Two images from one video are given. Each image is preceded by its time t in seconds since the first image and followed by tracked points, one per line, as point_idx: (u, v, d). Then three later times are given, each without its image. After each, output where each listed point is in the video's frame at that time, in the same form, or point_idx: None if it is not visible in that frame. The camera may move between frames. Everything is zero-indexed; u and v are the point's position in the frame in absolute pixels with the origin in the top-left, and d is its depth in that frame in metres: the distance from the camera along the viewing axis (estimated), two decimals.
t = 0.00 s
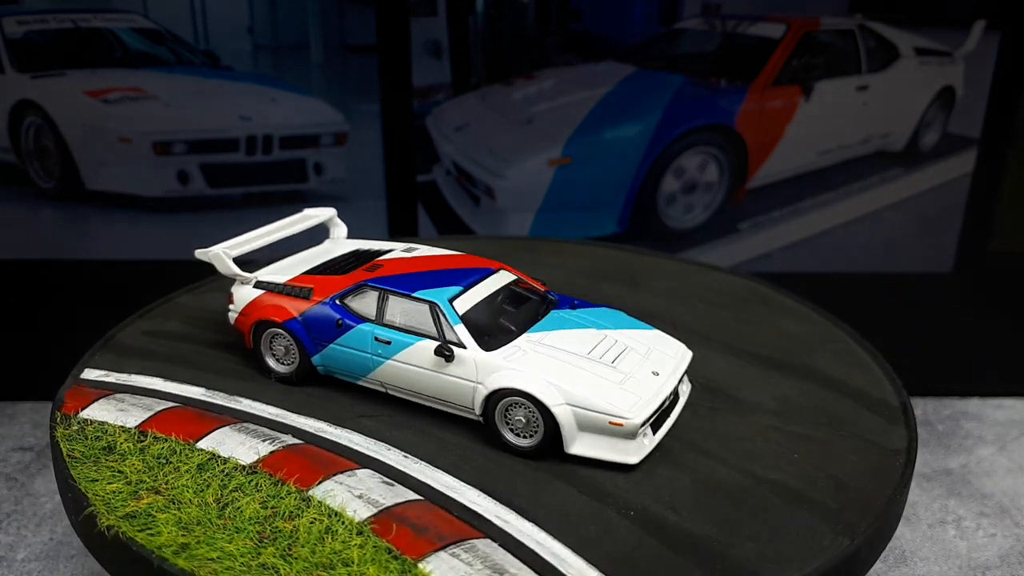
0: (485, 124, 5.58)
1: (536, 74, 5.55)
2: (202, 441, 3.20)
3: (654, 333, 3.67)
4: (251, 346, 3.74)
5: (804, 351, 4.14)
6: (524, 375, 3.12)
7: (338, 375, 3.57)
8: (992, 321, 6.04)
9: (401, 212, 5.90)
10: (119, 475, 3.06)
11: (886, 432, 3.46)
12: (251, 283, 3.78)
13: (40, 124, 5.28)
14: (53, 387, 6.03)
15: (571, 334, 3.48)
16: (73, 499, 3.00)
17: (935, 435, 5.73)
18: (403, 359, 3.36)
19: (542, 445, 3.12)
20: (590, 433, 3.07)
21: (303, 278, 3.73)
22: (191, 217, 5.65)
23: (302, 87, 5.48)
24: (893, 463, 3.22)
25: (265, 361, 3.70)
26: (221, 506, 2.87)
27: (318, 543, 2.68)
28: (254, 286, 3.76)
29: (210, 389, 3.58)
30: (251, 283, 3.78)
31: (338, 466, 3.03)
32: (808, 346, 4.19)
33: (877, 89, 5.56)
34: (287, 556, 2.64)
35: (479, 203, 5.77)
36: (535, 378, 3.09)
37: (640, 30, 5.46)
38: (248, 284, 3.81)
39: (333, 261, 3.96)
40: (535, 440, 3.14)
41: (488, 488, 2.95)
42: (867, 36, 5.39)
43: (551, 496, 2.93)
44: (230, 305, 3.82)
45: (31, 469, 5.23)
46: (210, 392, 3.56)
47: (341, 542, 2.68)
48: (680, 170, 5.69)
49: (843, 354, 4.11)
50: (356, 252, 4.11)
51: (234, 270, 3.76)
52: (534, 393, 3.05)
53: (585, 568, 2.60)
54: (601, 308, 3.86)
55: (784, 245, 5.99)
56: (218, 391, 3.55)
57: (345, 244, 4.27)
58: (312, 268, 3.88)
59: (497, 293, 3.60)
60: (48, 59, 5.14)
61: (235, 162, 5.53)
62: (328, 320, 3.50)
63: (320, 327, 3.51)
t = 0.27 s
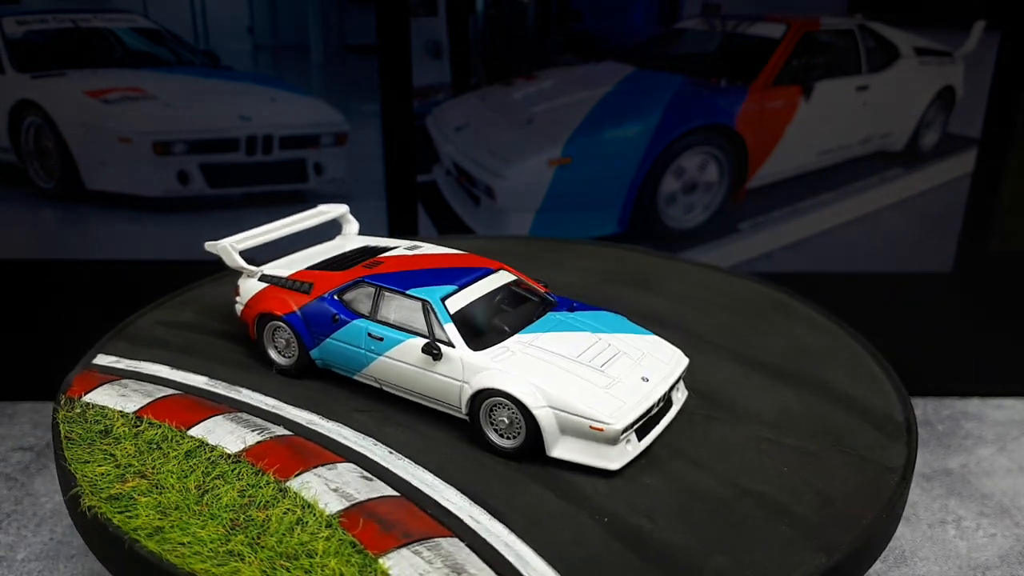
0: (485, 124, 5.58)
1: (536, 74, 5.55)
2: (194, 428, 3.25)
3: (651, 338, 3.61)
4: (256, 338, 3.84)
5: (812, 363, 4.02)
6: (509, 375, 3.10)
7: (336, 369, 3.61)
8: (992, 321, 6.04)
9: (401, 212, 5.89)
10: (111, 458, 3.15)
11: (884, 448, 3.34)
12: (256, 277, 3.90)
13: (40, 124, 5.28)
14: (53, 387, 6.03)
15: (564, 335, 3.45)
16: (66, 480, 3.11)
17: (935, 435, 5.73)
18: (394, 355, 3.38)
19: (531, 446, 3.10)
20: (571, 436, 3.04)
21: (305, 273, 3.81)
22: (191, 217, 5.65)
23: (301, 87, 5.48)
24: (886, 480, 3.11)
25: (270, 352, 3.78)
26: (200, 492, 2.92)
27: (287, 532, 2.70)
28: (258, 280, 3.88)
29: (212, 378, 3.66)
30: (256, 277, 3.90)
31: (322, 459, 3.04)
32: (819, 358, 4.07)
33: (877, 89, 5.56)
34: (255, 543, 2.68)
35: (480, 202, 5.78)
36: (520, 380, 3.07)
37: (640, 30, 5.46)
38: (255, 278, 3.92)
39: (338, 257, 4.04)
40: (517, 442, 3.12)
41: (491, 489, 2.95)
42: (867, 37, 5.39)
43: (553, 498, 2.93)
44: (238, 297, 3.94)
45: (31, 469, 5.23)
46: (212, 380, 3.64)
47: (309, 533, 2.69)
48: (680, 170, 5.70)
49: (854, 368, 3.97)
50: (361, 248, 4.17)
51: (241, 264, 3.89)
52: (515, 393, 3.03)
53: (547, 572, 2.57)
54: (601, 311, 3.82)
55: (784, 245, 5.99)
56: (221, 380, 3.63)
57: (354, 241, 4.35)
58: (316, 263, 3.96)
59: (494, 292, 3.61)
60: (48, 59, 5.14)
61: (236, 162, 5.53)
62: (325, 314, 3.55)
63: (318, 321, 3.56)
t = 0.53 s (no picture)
0: (485, 124, 5.58)
1: (536, 74, 5.55)
2: (190, 420, 3.29)
3: (649, 343, 3.59)
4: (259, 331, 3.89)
5: (819, 371, 3.95)
6: (499, 376, 3.11)
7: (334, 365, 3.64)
8: (992, 321, 6.03)
9: (401, 212, 5.89)
10: (106, 447, 3.19)
11: (882, 460, 3.28)
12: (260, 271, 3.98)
13: (40, 124, 5.28)
14: (54, 387, 6.04)
15: (559, 337, 3.44)
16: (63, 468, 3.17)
17: (935, 435, 5.73)
18: (389, 352, 3.39)
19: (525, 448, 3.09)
20: (557, 437, 3.04)
21: (307, 269, 3.85)
22: (191, 217, 5.65)
23: (302, 87, 5.48)
24: (880, 491, 3.06)
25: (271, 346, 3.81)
26: (188, 483, 2.95)
27: (268, 525, 2.71)
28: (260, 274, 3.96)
29: (217, 372, 3.70)
30: (260, 272, 3.98)
31: (311, 454, 3.04)
32: (826, 366, 4.00)
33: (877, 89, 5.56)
34: (236, 535, 2.70)
35: (479, 203, 5.78)
36: (509, 381, 3.07)
37: (640, 30, 5.46)
38: (259, 273, 4.00)
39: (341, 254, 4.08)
40: (506, 442, 3.12)
41: (491, 490, 2.94)
42: (867, 36, 5.39)
43: (555, 498, 2.93)
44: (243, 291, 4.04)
45: (31, 469, 5.23)
46: (217, 374, 3.68)
47: (290, 527, 2.69)
48: (681, 170, 5.70)
49: (861, 377, 3.91)
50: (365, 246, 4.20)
51: (246, 259, 3.99)
52: (503, 394, 3.04)
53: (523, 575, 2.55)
54: (600, 314, 3.81)
55: (784, 245, 5.99)
56: (225, 374, 3.67)
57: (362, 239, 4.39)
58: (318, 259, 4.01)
59: (492, 292, 3.60)
60: (48, 59, 5.14)
61: (236, 162, 5.53)
62: (323, 310, 3.58)
63: (316, 316, 3.59)
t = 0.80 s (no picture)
0: (485, 124, 5.59)
1: (536, 74, 5.55)
2: (187, 409, 3.33)
3: (646, 346, 3.55)
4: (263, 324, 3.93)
5: (824, 381, 3.87)
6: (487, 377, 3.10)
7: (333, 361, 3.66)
8: (992, 321, 6.03)
9: (401, 212, 5.89)
10: (102, 433, 3.24)
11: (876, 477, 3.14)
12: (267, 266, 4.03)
13: (40, 124, 5.28)
14: (54, 387, 6.04)
15: (553, 339, 3.42)
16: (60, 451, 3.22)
17: (935, 435, 5.73)
18: (382, 349, 3.40)
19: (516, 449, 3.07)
20: (540, 440, 3.01)
21: (311, 265, 3.88)
22: (191, 217, 5.65)
23: (301, 87, 5.48)
24: (868, 509, 2.91)
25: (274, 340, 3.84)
26: (175, 470, 2.99)
27: (246, 513, 2.73)
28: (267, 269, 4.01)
29: (221, 363, 3.73)
30: (266, 266, 4.02)
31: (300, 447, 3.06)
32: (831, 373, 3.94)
33: (877, 89, 5.56)
34: (214, 521, 2.73)
35: (479, 203, 5.78)
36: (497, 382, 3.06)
37: (640, 30, 5.46)
38: (266, 267, 4.04)
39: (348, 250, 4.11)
40: (489, 442, 3.10)
41: (492, 491, 2.94)
42: (867, 36, 5.39)
43: (557, 496, 2.93)
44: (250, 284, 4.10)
45: (31, 469, 5.23)
46: (220, 365, 3.71)
47: (266, 516, 2.71)
48: (681, 170, 5.70)
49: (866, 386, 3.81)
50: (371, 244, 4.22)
51: (254, 254, 4.04)
52: (486, 394, 3.02)
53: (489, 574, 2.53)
54: (598, 317, 3.78)
55: (784, 245, 5.99)
56: (229, 366, 3.70)
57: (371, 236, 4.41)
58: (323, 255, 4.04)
59: (491, 292, 3.60)
60: (48, 59, 5.14)
61: (236, 162, 5.53)
62: (322, 306, 3.60)
63: (316, 311, 3.61)
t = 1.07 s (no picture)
0: (485, 124, 5.59)
1: (536, 74, 5.55)
2: (184, 399, 3.34)
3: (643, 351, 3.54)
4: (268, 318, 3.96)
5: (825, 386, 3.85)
6: (477, 377, 3.10)
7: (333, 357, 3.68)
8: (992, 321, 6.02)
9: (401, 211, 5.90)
10: (101, 419, 3.26)
11: (871, 485, 3.12)
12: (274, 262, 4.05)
13: (39, 124, 5.28)
14: (54, 387, 6.04)
15: (547, 340, 3.41)
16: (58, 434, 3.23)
17: (935, 435, 5.73)
18: (377, 346, 3.41)
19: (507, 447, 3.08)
20: (524, 441, 3.01)
21: (314, 261, 3.90)
22: (191, 217, 5.64)
23: (301, 88, 5.48)
24: (857, 521, 2.87)
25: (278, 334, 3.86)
26: (165, 458, 2.99)
27: (229, 504, 2.73)
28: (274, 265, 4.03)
29: (226, 356, 3.74)
30: (273, 262, 4.04)
31: (291, 441, 3.06)
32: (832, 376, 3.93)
33: (877, 89, 5.56)
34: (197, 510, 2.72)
35: (479, 203, 5.78)
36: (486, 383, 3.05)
37: (640, 30, 5.46)
38: (273, 263, 4.07)
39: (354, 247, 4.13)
40: (475, 442, 3.10)
41: (493, 490, 2.95)
42: (867, 37, 5.40)
43: (560, 494, 2.94)
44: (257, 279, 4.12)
45: (31, 469, 5.23)
46: (225, 359, 3.72)
47: (248, 507, 2.71)
48: (680, 170, 5.69)
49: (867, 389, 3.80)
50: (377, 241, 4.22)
51: (261, 249, 4.06)
52: (473, 394, 3.02)
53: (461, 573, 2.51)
54: (597, 320, 3.77)
55: (784, 245, 5.99)
56: (234, 360, 3.70)
57: (379, 233, 4.43)
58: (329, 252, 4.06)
59: (489, 292, 3.59)
60: (48, 59, 5.14)
61: (236, 162, 5.53)
62: (323, 302, 3.62)
63: (317, 307, 3.64)
